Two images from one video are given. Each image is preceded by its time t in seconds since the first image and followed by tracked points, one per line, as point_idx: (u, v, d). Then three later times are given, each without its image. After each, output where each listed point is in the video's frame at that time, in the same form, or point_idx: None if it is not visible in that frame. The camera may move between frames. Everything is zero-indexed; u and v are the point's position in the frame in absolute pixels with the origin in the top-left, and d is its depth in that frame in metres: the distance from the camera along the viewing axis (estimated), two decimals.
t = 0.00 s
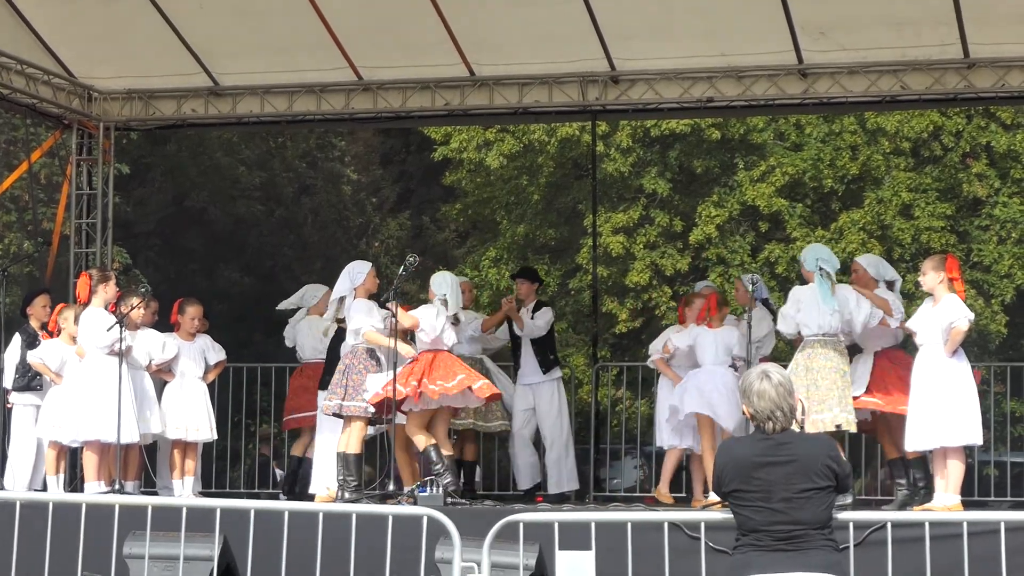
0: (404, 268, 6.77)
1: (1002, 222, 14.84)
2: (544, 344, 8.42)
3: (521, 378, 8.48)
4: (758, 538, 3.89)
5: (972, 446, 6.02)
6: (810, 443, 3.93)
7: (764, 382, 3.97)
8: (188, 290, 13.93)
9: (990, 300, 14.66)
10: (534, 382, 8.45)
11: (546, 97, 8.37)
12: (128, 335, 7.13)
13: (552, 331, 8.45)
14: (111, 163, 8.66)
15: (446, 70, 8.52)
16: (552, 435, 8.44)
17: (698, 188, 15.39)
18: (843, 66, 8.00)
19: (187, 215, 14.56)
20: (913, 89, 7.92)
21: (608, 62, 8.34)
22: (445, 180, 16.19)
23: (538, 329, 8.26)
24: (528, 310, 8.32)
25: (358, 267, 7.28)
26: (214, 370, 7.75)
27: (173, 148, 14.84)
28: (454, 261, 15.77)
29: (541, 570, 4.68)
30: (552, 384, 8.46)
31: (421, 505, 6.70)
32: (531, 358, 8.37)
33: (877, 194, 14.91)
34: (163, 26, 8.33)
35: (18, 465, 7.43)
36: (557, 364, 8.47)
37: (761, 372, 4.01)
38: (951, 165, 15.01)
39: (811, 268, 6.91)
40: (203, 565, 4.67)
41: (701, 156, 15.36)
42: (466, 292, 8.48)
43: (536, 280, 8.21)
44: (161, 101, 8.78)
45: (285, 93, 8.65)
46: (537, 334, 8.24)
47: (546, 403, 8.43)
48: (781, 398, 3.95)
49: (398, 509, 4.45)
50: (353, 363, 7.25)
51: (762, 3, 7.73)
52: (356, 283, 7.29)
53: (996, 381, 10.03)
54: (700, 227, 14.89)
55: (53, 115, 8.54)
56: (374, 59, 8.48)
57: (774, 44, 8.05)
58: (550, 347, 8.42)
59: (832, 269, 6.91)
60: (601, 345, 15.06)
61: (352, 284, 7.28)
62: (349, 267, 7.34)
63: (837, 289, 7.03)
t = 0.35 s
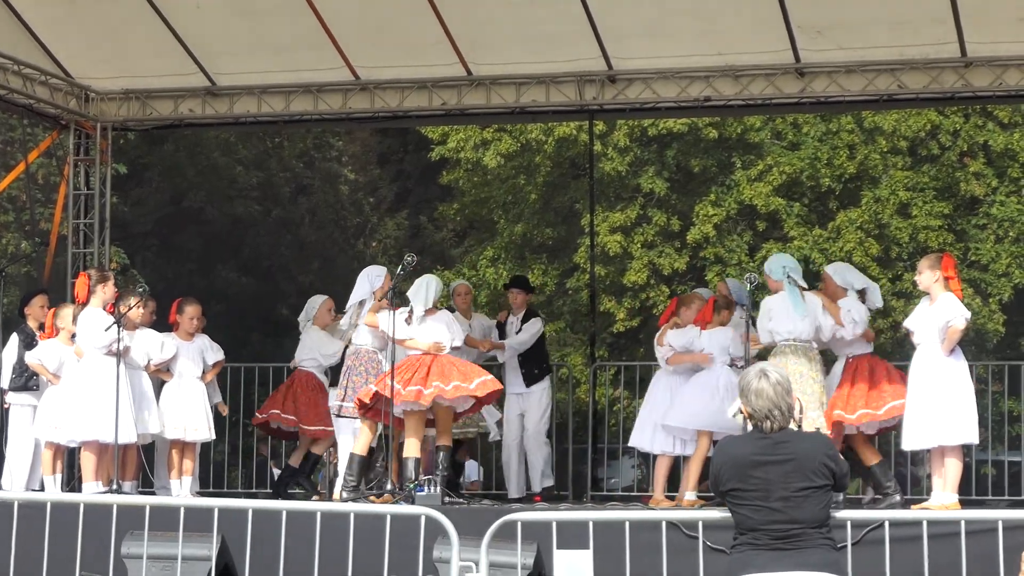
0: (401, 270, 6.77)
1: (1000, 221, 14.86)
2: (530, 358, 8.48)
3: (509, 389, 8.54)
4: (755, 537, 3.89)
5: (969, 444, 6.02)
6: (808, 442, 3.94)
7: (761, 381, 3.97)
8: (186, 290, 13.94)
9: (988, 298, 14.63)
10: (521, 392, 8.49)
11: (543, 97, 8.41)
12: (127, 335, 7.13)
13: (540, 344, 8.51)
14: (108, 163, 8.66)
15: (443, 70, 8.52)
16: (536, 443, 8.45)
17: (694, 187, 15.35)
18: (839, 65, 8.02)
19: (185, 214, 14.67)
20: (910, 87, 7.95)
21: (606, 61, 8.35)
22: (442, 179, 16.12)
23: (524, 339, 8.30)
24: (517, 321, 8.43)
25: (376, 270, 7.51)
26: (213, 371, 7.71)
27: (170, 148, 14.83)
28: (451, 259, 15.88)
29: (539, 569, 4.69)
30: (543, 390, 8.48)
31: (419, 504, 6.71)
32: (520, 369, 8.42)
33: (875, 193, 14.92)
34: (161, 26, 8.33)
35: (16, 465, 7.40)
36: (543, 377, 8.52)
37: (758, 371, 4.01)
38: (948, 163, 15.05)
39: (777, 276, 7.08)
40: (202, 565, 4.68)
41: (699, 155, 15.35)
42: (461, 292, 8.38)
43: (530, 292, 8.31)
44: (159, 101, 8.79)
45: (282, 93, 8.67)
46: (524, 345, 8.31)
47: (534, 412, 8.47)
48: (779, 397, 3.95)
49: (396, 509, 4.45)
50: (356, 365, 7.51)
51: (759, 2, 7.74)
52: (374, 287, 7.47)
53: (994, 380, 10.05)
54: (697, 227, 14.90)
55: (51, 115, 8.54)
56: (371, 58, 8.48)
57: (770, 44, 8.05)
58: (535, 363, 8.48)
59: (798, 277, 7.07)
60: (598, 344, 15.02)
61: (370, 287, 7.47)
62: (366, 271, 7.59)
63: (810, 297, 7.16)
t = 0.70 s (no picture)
0: (399, 268, 6.76)
1: (997, 219, 14.88)
2: (524, 364, 8.49)
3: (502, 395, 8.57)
4: (753, 535, 3.90)
5: (966, 443, 6.04)
6: (806, 440, 3.95)
7: (758, 379, 3.99)
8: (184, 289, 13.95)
9: (985, 297, 14.57)
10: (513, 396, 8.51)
11: (540, 96, 8.43)
12: (125, 334, 7.12)
13: (536, 351, 8.55)
14: (106, 162, 8.65)
15: (441, 69, 8.53)
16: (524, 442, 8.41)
17: (692, 186, 15.25)
18: (836, 64, 8.03)
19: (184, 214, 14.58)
20: (907, 86, 7.97)
21: (603, 60, 8.35)
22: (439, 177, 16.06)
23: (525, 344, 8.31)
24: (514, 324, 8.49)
25: (415, 286, 7.55)
26: (211, 370, 7.70)
27: (168, 148, 14.86)
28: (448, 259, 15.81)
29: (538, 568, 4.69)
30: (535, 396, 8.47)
31: (417, 504, 6.72)
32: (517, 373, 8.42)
33: (871, 192, 14.94)
34: (158, 26, 8.34)
35: (14, 464, 7.41)
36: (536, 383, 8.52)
37: (756, 370, 4.03)
38: (945, 162, 15.08)
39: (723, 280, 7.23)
40: (200, 565, 4.62)
41: (696, 153, 15.26)
42: (472, 307, 8.24)
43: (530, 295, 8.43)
44: (156, 101, 8.79)
45: (280, 92, 8.68)
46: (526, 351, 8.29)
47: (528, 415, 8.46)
48: (777, 395, 3.97)
49: (394, 507, 4.45)
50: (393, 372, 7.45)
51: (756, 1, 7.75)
52: (414, 301, 7.52)
53: (991, 379, 10.07)
54: (695, 225, 14.92)
55: (48, 114, 8.54)
56: (369, 58, 8.49)
57: (767, 42, 8.06)
58: (530, 368, 8.48)
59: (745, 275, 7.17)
60: (597, 344, 14.91)
61: (409, 303, 7.52)
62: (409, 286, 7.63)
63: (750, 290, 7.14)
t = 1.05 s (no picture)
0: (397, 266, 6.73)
1: (996, 217, 14.86)
2: (535, 331, 8.23)
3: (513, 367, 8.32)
4: (751, 533, 3.90)
5: (964, 441, 6.03)
6: (804, 438, 3.94)
7: (757, 378, 3.98)
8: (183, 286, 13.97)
9: (983, 295, 14.68)
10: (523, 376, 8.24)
11: (539, 94, 8.38)
12: (123, 332, 7.12)
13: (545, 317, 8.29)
14: (104, 160, 8.63)
15: (439, 67, 8.52)
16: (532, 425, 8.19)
17: (690, 184, 15.43)
18: (835, 62, 8.02)
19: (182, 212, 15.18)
20: (906, 84, 7.95)
21: (601, 58, 8.34)
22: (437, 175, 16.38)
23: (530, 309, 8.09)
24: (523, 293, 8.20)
25: (443, 264, 7.38)
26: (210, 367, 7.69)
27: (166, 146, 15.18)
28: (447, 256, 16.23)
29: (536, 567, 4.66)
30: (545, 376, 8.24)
31: (416, 501, 6.71)
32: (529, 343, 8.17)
33: (870, 190, 14.88)
34: (157, 23, 8.34)
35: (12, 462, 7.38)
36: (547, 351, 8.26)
37: (754, 368, 4.01)
38: (943, 160, 15.05)
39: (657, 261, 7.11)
40: (199, 562, 4.64)
41: (694, 152, 15.33)
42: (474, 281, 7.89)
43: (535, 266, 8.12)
44: (155, 99, 8.76)
45: (279, 90, 8.64)
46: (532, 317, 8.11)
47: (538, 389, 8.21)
48: (775, 394, 3.95)
49: (393, 506, 4.45)
50: (437, 358, 7.44)
51: None
52: (443, 280, 7.38)
53: (989, 377, 10.08)
54: (693, 223, 14.89)
55: (46, 112, 8.52)
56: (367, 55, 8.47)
57: (766, 39, 8.05)
58: (540, 334, 8.21)
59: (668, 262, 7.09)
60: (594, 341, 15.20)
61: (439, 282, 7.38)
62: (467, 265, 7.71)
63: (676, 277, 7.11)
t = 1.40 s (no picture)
0: (397, 264, 6.74)
1: (995, 215, 14.85)
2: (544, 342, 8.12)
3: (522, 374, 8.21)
4: (750, 532, 3.90)
5: (964, 439, 6.03)
6: (803, 436, 3.94)
7: (756, 376, 3.98)
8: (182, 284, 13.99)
9: (983, 293, 14.76)
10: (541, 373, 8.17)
11: (538, 92, 8.37)
12: (122, 330, 7.12)
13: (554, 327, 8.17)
14: (104, 159, 8.62)
15: (438, 65, 8.52)
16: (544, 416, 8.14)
17: (689, 182, 15.41)
18: (834, 60, 8.01)
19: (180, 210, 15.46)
20: (905, 81, 7.95)
21: (600, 56, 8.33)
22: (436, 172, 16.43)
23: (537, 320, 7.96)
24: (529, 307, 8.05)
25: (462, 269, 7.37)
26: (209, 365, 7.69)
27: (165, 145, 15.48)
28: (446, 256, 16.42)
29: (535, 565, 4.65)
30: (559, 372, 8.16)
31: (415, 500, 6.71)
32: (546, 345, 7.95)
33: (869, 187, 14.86)
34: (156, 22, 8.33)
35: (11, 460, 7.38)
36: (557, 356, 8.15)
37: (753, 366, 4.01)
38: (943, 157, 15.00)
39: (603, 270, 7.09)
40: (197, 561, 4.65)
41: (693, 149, 15.35)
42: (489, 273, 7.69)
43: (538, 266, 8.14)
44: (154, 97, 8.75)
45: (277, 88, 8.62)
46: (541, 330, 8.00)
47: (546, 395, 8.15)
48: (774, 391, 3.95)
49: (392, 505, 4.44)
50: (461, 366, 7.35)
51: None
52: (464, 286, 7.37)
53: (989, 374, 10.07)
54: (692, 221, 14.90)
55: (46, 110, 8.51)
56: (367, 54, 8.46)
57: (765, 37, 8.04)
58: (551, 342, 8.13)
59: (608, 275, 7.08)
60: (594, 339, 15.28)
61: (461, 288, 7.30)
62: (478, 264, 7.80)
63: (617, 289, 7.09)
